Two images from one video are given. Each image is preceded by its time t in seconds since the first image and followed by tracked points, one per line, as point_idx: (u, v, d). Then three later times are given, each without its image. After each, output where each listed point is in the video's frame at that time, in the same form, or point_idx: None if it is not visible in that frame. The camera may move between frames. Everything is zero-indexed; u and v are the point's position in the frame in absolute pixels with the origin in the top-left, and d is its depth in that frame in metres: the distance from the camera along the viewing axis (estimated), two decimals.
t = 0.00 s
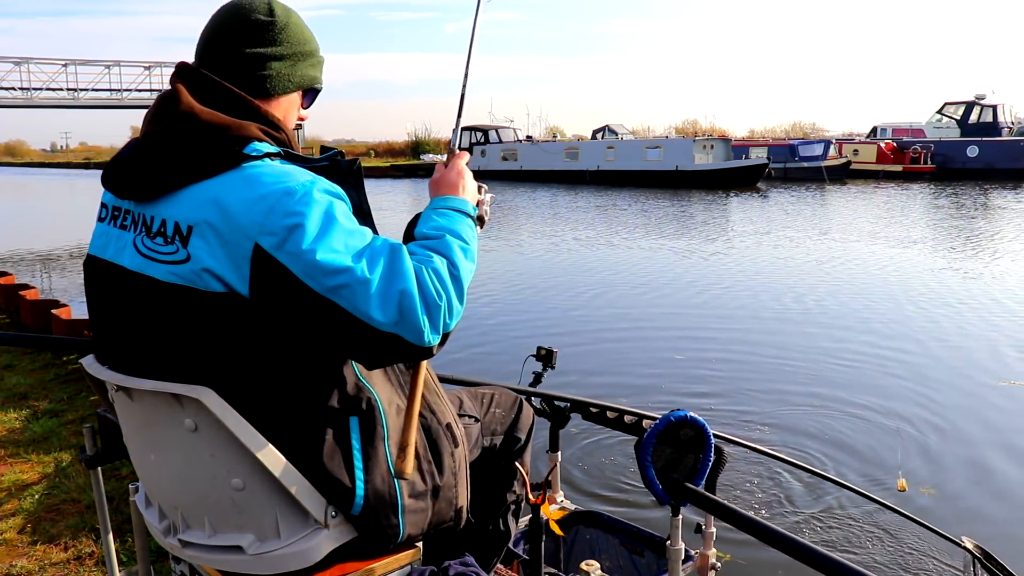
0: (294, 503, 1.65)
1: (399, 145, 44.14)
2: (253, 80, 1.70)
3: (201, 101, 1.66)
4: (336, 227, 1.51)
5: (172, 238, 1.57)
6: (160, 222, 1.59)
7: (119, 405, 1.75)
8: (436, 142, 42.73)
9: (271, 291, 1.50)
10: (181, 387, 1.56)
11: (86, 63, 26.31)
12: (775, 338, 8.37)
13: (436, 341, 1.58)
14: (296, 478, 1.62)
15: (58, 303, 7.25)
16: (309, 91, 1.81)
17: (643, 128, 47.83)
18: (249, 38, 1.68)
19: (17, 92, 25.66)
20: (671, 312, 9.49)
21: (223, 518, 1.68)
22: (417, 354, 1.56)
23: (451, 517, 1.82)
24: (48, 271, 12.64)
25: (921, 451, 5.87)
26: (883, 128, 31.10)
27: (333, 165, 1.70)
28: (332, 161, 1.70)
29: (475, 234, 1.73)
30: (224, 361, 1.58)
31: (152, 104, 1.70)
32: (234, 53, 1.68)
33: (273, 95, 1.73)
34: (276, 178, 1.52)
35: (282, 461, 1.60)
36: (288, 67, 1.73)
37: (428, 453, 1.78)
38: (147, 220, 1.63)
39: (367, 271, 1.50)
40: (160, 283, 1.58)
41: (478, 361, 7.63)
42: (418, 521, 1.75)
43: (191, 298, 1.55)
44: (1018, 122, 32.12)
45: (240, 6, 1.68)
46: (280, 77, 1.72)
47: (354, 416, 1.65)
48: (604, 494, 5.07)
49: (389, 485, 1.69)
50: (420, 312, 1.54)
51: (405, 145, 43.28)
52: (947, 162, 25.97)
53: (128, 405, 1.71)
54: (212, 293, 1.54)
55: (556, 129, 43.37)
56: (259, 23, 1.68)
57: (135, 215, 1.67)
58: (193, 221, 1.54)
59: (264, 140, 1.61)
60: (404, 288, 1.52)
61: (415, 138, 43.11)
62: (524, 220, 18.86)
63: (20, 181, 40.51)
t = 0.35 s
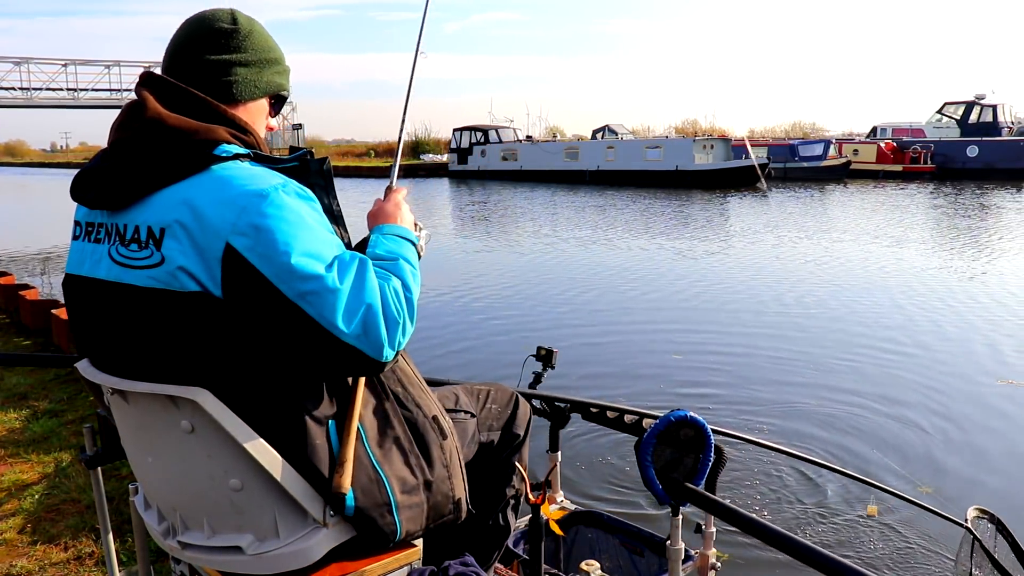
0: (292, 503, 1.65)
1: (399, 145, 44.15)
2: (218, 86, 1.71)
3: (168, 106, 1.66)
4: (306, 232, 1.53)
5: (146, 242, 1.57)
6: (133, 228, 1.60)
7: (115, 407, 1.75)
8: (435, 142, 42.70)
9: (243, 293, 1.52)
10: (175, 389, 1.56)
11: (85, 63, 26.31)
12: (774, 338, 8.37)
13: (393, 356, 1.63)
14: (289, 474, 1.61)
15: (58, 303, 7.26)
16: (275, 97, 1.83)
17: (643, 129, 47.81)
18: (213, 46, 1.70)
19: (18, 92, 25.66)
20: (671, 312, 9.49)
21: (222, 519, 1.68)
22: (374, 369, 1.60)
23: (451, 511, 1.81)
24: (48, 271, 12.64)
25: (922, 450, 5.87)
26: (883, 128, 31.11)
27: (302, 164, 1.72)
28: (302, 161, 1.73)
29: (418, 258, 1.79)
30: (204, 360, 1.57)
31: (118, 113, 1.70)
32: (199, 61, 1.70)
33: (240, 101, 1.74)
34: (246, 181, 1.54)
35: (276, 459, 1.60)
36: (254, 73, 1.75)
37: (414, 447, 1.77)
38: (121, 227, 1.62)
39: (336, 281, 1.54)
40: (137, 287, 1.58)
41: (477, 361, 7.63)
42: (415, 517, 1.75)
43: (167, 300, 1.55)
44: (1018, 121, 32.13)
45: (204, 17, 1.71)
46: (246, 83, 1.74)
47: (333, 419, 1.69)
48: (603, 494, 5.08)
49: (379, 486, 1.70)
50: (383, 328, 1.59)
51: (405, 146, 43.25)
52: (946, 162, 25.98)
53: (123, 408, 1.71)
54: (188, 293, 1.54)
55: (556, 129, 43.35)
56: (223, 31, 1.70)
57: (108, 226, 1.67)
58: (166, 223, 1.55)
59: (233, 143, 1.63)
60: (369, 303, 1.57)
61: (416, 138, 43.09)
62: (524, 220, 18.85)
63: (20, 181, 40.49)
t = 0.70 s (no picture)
0: (292, 503, 1.65)
1: (399, 145, 44.17)
2: (214, 87, 1.70)
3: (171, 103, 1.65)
4: (311, 232, 1.55)
5: (151, 238, 1.57)
6: (137, 226, 1.60)
7: (115, 407, 1.75)
8: (435, 142, 42.68)
9: (249, 288, 1.53)
10: (175, 389, 1.55)
11: (85, 64, 26.33)
12: (774, 338, 8.37)
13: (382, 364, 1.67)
14: (289, 472, 1.62)
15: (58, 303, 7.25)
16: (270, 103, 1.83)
17: (643, 128, 47.78)
18: (210, 49, 1.70)
19: (18, 92, 25.67)
20: (670, 311, 9.48)
21: (221, 519, 1.68)
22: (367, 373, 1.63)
23: (455, 502, 1.80)
24: (48, 271, 12.63)
25: (922, 450, 5.87)
26: (883, 128, 31.10)
27: (305, 167, 1.78)
28: (304, 164, 1.78)
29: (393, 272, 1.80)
30: (206, 358, 1.57)
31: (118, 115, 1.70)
32: (193, 64, 1.70)
33: (238, 104, 1.75)
34: (253, 178, 1.55)
35: (274, 457, 1.60)
36: (251, 76, 1.75)
37: (406, 441, 1.79)
38: (124, 226, 1.63)
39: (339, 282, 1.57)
40: (141, 284, 1.58)
41: (478, 361, 7.62)
42: (417, 512, 1.74)
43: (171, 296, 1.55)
44: (1018, 121, 32.12)
45: (200, 23, 1.72)
46: (242, 86, 1.74)
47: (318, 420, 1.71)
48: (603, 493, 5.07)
49: (379, 483, 1.71)
50: (379, 335, 1.63)
51: (405, 145, 43.26)
52: (946, 162, 25.97)
53: (123, 408, 1.71)
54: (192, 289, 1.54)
55: (556, 129, 43.28)
56: (219, 36, 1.71)
57: (110, 224, 1.67)
58: (171, 220, 1.55)
59: (235, 142, 1.64)
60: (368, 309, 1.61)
61: (416, 138, 43.09)
62: (524, 220, 18.84)
63: (20, 181, 40.47)
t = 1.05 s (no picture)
0: (291, 503, 1.65)
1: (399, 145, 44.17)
2: (224, 88, 1.71)
3: (178, 104, 1.66)
4: (315, 236, 1.55)
5: (156, 238, 1.57)
6: (142, 225, 1.60)
7: (115, 407, 1.75)
8: (435, 142, 42.67)
9: (254, 289, 1.53)
10: (176, 389, 1.55)
11: (85, 64, 26.35)
12: (774, 338, 8.37)
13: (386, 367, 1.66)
14: (289, 472, 1.61)
15: (58, 303, 7.25)
16: (281, 105, 1.84)
17: (643, 128, 47.72)
18: (224, 49, 1.70)
19: (18, 93, 25.67)
20: (670, 311, 9.47)
21: (222, 519, 1.68)
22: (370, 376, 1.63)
23: (452, 507, 1.80)
24: (48, 271, 12.63)
25: (920, 449, 5.88)
26: (883, 128, 31.11)
27: (312, 170, 1.79)
28: (311, 166, 1.79)
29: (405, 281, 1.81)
30: (209, 359, 1.57)
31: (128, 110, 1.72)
32: (205, 64, 1.70)
33: (247, 105, 1.75)
34: (259, 181, 1.55)
35: (277, 459, 1.60)
36: (261, 79, 1.75)
37: (407, 442, 1.79)
38: (129, 224, 1.63)
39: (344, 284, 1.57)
40: (146, 284, 1.57)
41: (477, 361, 7.62)
42: (415, 515, 1.75)
43: (174, 297, 1.55)
44: (1018, 121, 32.13)
45: (215, 22, 1.71)
46: (253, 89, 1.74)
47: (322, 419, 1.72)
48: (603, 491, 5.08)
49: (378, 486, 1.71)
50: (383, 337, 1.62)
51: (405, 145, 43.25)
52: (946, 162, 25.97)
53: (123, 407, 1.71)
54: (196, 289, 1.54)
55: (556, 130, 43.29)
56: (234, 36, 1.70)
57: (116, 222, 1.67)
58: (176, 220, 1.55)
59: (243, 144, 1.64)
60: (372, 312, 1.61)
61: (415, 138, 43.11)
62: (524, 219, 18.83)
63: (20, 181, 40.46)
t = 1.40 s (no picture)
0: (291, 504, 1.65)
1: (399, 144, 44.19)
2: (249, 93, 1.73)
3: (199, 106, 1.69)
4: (318, 235, 1.53)
5: (163, 234, 1.59)
6: (153, 222, 1.62)
7: (116, 407, 1.75)
8: (435, 142, 42.65)
9: (252, 287, 1.52)
10: (177, 389, 1.56)
11: (85, 63, 26.32)
12: (774, 337, 8.35)
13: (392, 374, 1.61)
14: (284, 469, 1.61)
15: (58, 302, 7.24)
16: (306, 112, 1.85)
17: (643, 128, 47.70)
18: (250, 54, 1.72)
19: (17, 92, 25.63)
20: (669, 311, 9.47)
21: (222, 519, 1.68)
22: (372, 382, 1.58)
23: (445, 526, 1.79)
24: (48, 271, 12.62)
25: (919, 448, 5.88)
26: (883, 128, 31.10)
27: (322, 171, 1.73)
28: (322, 167, 1.73)
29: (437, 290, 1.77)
30: (211, 357, 1.58)
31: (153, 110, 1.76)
32: (233, 67, 1.72)
33: (271, 112, 1.76)
34: (264, 180, 1.55)
35: (278, 460, 1.60)
36: (287, 87, 1.76)
37: (414, 459, 1.77)
38: (141, 221, 1.65)
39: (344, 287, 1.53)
40: (151, 279, 1.59)
41: (477, 361, 7.61)
42: (411, 528, 1.74)
43: (177, 291, 1.56)
44: (1018, 121, 32.13)
45: (244, 27, 1.73)
46: (278, 96, 1.75)
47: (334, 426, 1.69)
48: (603, 490, 5.08)
49: (376, 492, 1.70)
50: (385, 342, 1.57)
51: (405, 145, 43.24)
52: (947, 162, 25.96)
53: (123, 407, 1.71)
54: (198, 286, 1.54)
55: (556, 129, 43.27)
56: (262, 43, 1.72)
57: (132, 218, 1.69)
58: (182, 216, 1.57)
59: (256, 143, 1.64)
60: (373, 315, 1.56)
61: (415, 138, 43.12)
62: (523, 219, 18.81)
63: (20, 181, 40.42)
